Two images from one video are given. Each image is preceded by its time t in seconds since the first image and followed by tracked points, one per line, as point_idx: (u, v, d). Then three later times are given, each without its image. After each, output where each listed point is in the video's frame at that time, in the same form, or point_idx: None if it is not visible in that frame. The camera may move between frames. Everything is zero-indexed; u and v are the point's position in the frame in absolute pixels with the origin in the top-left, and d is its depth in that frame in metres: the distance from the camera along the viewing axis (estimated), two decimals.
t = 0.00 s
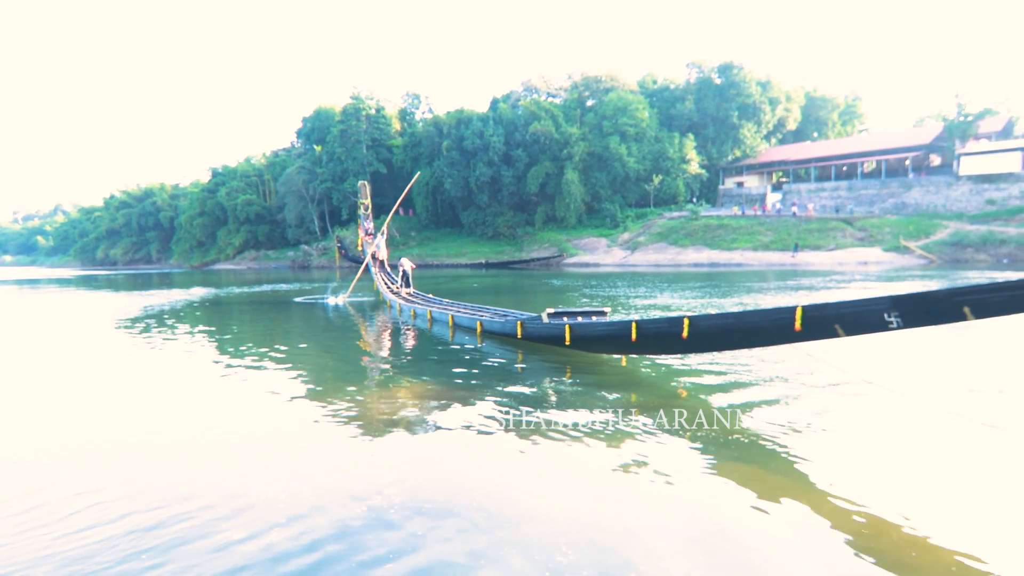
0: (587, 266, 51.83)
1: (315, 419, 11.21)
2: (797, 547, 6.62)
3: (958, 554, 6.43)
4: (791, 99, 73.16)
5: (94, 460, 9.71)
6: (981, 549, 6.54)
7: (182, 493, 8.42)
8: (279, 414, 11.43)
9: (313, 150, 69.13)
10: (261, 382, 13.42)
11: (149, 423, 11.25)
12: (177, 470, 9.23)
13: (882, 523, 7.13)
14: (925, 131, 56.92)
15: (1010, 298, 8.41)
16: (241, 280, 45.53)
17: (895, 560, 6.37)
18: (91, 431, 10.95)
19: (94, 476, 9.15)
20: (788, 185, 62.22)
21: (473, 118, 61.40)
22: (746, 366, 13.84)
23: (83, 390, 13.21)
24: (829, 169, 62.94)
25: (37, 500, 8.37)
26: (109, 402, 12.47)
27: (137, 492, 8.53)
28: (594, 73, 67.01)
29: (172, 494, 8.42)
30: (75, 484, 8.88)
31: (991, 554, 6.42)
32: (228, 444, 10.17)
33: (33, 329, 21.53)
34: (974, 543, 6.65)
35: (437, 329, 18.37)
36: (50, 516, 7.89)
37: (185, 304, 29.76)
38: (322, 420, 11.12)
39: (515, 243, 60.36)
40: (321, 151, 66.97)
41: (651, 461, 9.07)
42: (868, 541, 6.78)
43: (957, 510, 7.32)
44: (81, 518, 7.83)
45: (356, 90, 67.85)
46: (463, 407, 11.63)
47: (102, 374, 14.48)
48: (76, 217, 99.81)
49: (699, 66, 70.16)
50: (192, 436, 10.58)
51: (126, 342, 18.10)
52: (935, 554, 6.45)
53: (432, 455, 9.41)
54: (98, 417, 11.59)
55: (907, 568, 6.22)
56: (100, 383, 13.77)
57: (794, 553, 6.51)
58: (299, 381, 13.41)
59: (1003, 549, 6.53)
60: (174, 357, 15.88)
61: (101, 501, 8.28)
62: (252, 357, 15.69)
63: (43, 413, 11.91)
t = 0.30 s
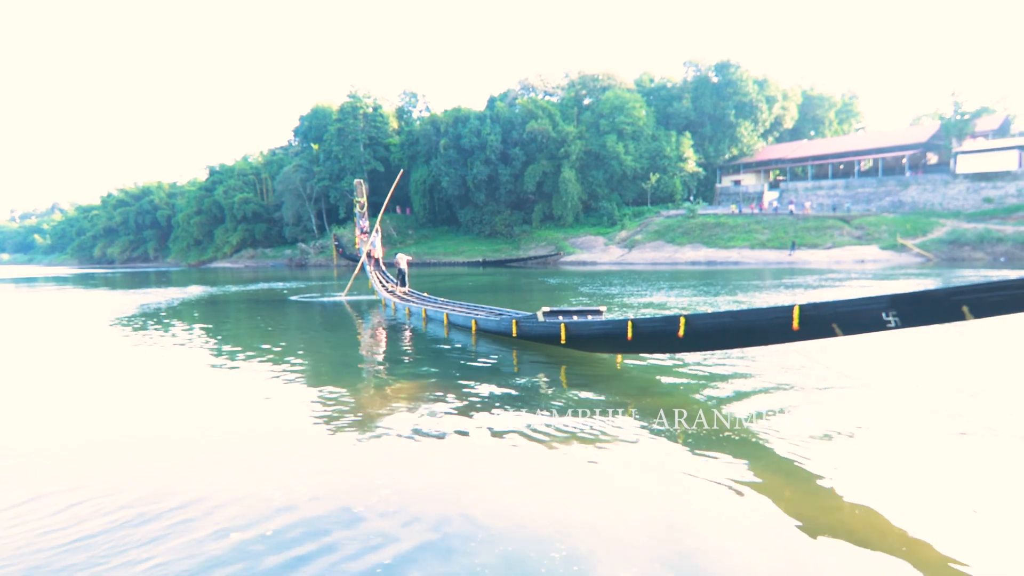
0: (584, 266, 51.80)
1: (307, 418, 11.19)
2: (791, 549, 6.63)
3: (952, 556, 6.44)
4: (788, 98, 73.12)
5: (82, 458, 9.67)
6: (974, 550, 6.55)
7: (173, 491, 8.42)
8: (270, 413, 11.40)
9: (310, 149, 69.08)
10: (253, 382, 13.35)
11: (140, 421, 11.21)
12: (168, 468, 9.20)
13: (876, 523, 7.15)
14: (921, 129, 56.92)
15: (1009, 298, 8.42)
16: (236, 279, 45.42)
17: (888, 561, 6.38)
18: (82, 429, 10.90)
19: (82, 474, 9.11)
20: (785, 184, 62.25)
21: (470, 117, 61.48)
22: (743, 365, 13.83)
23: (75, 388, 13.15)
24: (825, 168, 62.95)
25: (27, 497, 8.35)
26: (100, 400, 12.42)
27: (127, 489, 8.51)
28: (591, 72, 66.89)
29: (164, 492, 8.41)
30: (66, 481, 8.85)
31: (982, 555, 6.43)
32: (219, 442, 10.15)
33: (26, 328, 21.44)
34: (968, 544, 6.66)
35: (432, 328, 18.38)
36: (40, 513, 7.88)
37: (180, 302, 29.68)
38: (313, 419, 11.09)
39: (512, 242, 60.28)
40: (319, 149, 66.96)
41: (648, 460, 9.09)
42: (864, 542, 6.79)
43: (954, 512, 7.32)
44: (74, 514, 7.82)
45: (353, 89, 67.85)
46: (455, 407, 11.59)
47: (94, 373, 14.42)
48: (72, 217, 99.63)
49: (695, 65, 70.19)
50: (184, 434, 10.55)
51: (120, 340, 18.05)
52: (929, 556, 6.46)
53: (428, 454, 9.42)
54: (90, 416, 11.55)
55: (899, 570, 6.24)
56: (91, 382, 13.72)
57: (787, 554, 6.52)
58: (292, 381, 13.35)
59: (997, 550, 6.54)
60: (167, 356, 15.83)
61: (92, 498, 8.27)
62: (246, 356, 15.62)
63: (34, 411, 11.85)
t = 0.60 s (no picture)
0: (582, 266, 51.84)
1: (302, 419, 11.22)
2: (784, 548, 6.71)
3: (947, 558, 6.48)
4: (786, 99, 73.14)
5: (79, 460, 9.73)
6: (967, 553, 6.60)
7: (172, 492, 8.51)
8: (266, 415, 11.44)
9: (308, 149, 69.09)
10: (250, 382, 13.40)
11: (136, 423, 11.26)
12: (166, 470, 9.28)
13: (871, 525, 7.21)
14: (919, 131, 56.97)
15: (1007, 301, 8.43)
16: (235, 280, 45.45)
17: (882, 563, 6.42)
18: (78, 431, 10.93)
19: (80, 475, 9.18)
20: (783, 185, 62.20)
21: (469, 118, 61.77)
22: (741, 367, 13.85)
23: (71, 390, 13.17)
24: (824, 169, 62.87)
25: (25, 498, 8.43)
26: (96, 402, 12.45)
27: (125, 491, 8.59)
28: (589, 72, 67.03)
29: (162, 493, 8.50)
30: (64, 483, 8.92)
31: (974, 557, 6.48)
32: (216, 444, 10.21)
33: (22, 330, 21.46)
34: (961, 545, 6.72)
35: (427, 330, 18.38)
36: (40, 515, 7.96)
37: (177, 304, 29.68)
38: (309, 421, 11.12)
39: (510, 242, 60.22)
40: (316, 150, 66.85)
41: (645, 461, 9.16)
42: (860, 543, 6.83)
43: (949, 514, 7.38)
44: (73, 516, 7.91)
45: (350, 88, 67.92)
46: (454, 407, 11.67)
47: (90, 374, 14.44)
48: (71, 217, 99.67)
49: (693, 66, 70.28)
50: (180, 436, 10.60)
51: (116, 341, 18.08)
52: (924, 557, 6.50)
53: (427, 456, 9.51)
54: (86, 417, 11.57)
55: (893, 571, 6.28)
56: (87, 384, 13.75)
57: (781, 554, 6.59)
58: (289, 381, 13.40)
59: (991, 552, 6.59)
60: (164, 357, 15.86)
61: (91, 500, 8.35)
62: (246, 356, 15.67)
63: (29, 412, 11.87)
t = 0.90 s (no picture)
0: (580, 267, 51.87)
1: (299, 419, 11.21)
2: (779, 547, 6.76)
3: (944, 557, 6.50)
4: (785, 99, 73.15)
5: (76, 457, 9.74)
6: (964, 552, 6.62)
7: (169, 489, 8.54)
8: (263, 414, 11.45)
9: (307, 149, 69.03)
10: (246, 382, 13.39)
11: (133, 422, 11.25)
12: (163, 467, 9.30)
13: (868, 523, 7.24)
14: (918, 130, 57.02)
15: (1007, 300, 8.44)
16: (233, 280, 45.43)
17: (879, 561, 6.44)
18: (75, 429, 10.93)
19: (77, 472, 9.20)
20: (782, 185, 62.23)
21: (467, 118, 61.89)
22: (740, 368, 13.87)
23: (68, 388, 13.17)
24: (822, 169, 62.89)
25: (23, 494, 8.46)
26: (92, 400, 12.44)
27: (123, 487, 8.62)
28: (588, 72, 67.05)
29: (159, 491, 8.53)
30: (63, 479, 8.95)
31: (969, 556, 6.51)
32: (213, 443, 10.23)
33: (19, 329, 21.44)
34: (957, 544, 6.75)
35: (423, 330, 18.36)
36: (37, 509, 8.00)
37: (175, 303, 29.64)
38: (306, 421, 11.11)
39: (508, 243, 60.19)
40: (314, 151, 66.69)
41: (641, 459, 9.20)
42: (859, 543, 6.85)
43: (945, 513, 7.41)
44: (72, 511, 7.94)
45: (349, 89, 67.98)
46: (451, 407, 11.69)
47: (86, 373, 14.42)
48: (69, 217, 99.66)
49: (693, 66, 70.39)
50: (177, 434, 10.60)
51: (113, 341, 18.07)
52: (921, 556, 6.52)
53: (424, 454, 9.55)
54: (82, 415, 11.58)
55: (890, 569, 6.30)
56: (84, 382, 13.73)
57: (777, 554, 6.63)
58: (286, 380, 13.39)
59: (987, 551, 6.62)
60: (161, 356, 15.85)
61: (89, 495, 8.38)
62: (243, 356, 15.65)
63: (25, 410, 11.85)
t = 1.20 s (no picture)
0: (576, 266, 51.85)
1: (293, 422, 11.23)
2: (775, 548, 6.84)
3: (935, 556, 6.57)
4: (781, 98, 73.01)
5: (72, 459, 9.80)
6: (955, 549, 6.69)
7: (169, 490, 8.67)
8: (259, 415, 11.49)
9: (304, 149, 69.02)
10: (240, 381, 13.40)
11: (127, 422, 11.27)
12: (162, 469, 9.41)
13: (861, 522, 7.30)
14: (913, 130, 56.89)
15: (1004, 302, 8.44)
16: (229, 280, 45.38)
17: (874, 561, 6.51)
18: (70, 431, 10.96)
19: (76, 475, 9.28)
20: (777, 185, 62.01)
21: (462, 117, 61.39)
22: (738, 367, 13.88)
23: (61, 389, 13.19)
24: (818, 169, 62.69)
25: (25, 496, 8.57)
26: (85, 401, 12.45)
27: (123, 488, 8.74)
28: (584, 72, 66.83)
29: (158, 491, 8.65)
30: (63, 481, 9.06)
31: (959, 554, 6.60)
32: (209, 446, 10.28)
33: (13, 330, 21.42)
34: (945, 541, 6.85)
35: (416, 330, 18.37)
36: (40, 511, 8.11)
37: (168, 303, 29.59)
38: (302, 423, 11.14)
39: (505, 243, 60.18)
40: (311, 151, 66.72)
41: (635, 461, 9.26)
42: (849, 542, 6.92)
43: (935, 511, 7.49)
44: (73, 513, 8.06)
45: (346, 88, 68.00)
46: (449, 407, 11.73)
47: (79, 373, 14.42)
48: (65, 217, 99.68)
49: (689, 66, 70.33)
50: (174, 437, 10.63)
51: (108, 341, 18.08)
52: (913, 556, 6.58)
53: (423, 456, 9.67)
54: (78, 415, 11.63)
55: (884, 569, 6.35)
56: (80, 382, 13.76)
57: (766, 552, 6.76)
58: (280, 381, 13.41)
59: (984, 550, 6.68)
60: (156, 357, 15.85)
61: (92, 497, 8.50)
62: (239, 356, 15.66)
63: (17, 411, 11.87)
